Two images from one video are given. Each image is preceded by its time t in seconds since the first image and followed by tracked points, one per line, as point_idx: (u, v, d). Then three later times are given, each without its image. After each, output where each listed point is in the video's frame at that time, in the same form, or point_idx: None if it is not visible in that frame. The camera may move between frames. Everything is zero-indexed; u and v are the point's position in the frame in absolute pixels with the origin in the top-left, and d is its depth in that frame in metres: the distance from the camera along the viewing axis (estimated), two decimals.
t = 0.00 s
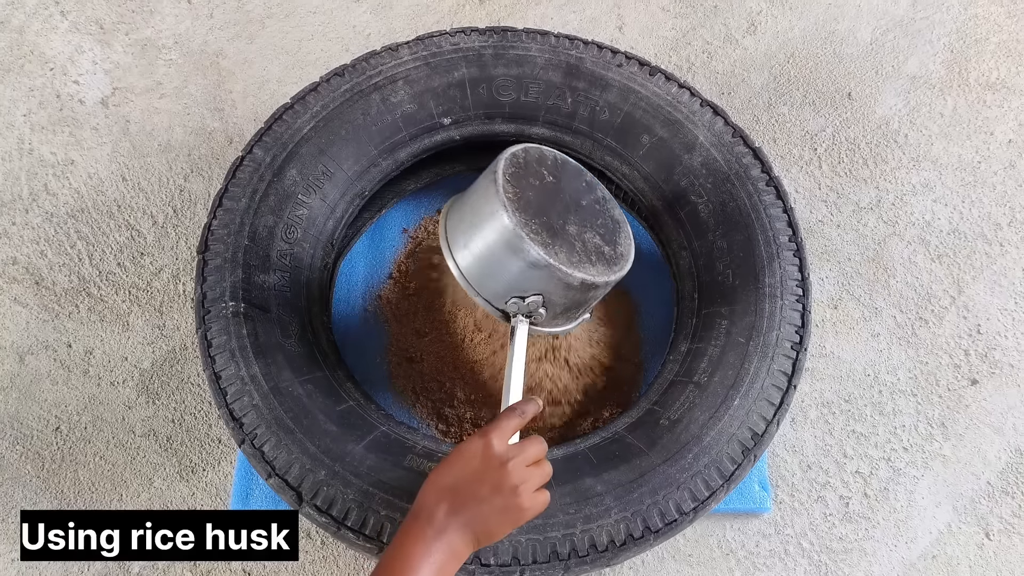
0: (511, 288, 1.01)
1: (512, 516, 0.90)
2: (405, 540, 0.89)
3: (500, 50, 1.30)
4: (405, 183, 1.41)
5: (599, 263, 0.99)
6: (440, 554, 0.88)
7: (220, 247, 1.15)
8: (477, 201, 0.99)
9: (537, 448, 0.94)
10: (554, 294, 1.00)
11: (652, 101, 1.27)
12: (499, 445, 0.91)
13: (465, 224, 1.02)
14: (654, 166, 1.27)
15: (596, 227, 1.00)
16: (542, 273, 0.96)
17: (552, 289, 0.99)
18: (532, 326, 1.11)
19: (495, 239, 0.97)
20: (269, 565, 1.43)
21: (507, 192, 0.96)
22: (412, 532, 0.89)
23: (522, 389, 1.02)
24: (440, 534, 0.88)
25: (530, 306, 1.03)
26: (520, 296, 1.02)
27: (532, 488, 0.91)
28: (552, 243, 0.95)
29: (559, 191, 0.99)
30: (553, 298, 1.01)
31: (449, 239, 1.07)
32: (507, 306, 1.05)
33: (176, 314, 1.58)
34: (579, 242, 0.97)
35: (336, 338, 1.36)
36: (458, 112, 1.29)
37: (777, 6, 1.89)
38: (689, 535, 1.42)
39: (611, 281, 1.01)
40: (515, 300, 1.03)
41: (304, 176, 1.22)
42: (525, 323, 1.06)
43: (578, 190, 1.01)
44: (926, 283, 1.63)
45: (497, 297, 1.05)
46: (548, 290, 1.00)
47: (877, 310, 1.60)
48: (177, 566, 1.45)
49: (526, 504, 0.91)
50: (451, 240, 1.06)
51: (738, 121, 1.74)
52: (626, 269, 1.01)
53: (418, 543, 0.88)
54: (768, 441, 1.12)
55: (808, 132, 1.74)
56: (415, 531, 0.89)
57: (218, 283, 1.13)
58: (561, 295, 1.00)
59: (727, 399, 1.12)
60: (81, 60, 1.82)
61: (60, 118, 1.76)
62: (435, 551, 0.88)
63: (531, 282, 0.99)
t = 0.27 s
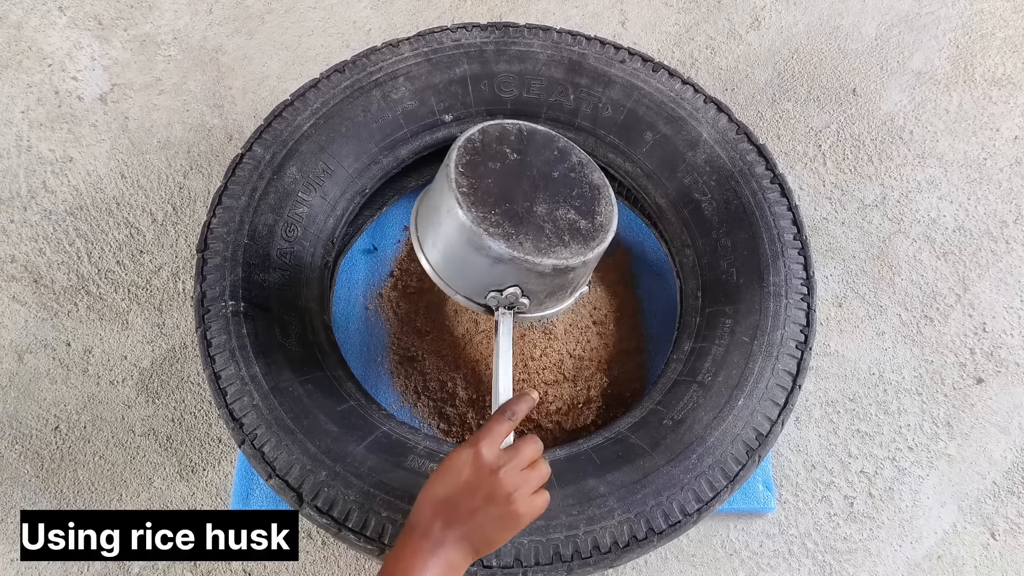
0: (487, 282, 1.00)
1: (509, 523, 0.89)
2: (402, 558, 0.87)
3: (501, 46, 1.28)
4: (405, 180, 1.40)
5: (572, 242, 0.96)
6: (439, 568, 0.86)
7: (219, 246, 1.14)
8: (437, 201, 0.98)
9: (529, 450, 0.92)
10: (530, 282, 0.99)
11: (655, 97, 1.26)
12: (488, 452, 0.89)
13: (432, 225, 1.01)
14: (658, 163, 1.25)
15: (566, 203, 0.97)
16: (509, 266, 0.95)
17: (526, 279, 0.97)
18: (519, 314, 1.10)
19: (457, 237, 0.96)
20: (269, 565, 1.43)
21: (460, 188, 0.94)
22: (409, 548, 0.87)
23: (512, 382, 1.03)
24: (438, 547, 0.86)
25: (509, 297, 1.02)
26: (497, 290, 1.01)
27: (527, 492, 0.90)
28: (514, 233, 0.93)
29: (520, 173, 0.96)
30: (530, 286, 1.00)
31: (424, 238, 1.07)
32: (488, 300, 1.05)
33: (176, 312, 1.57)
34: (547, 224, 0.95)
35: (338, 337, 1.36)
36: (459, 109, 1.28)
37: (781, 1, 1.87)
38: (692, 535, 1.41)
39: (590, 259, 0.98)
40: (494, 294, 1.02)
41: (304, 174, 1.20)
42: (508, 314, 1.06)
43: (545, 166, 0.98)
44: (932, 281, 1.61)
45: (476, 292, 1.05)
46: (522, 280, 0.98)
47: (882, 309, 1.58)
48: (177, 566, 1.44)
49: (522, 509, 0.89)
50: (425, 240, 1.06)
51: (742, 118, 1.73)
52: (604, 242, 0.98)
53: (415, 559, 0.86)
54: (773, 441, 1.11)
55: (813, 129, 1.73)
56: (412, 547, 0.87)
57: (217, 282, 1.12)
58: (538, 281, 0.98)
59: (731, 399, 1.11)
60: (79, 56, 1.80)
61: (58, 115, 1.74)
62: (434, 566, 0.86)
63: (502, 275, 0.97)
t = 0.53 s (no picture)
0: (486, 288, 0.99)
1: (509, 530, 0.87)
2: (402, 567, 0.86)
3: (502, 42, 1.27)
4: (405, 177, 1.39)
5: (571, 246, 0.95)
6: None
7: (217, 244, 1.12)
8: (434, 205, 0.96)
9: (529, 455, 0.91)
10: (530, 288, 0.97)
11: (658, 93, 1.24)
12: (487, 458, 0.88)
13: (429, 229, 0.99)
14: (661, 160, 1.24)
15: (565, 207, 0.96)
16: (510, 272, 0.93)
17: (527, 285, 0.96)
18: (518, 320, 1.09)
19: (457, 242, 0.94)
20: (269, 565, 1.42)
21: (460, 192, 0.92)
22: (408, 558, 0.86)
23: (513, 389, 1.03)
24: (436, 556, 0.85)
25: (508, 303, 1.00)
26: (496, 295, 1.00)
27: (527, 498, 0.89)
28: (514, 237, 0.92)
29: (519, 177, 0.95)
30: (530, 292, 0.98)
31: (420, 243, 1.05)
32: (486, 306, 1.03)
33: (174, 311, 1.56)
34: (547, 228, 0.94)
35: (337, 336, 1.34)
36: (460, 105, 1.26)
37: None
38: (695, 535, 1.40)
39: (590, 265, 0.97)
40: (492, 300, 1.01)
41: (303, 171, 1.19)
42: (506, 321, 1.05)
43: (543, 169, 0.97)
44: (936, 278, 1.60)
45: (474, 298, 1.03)
46: (521, 286, 0.97)
47: (887, 307, 1.57)
48: (176, 567, 1.43)
49: (522, 516, 0.88)
50: (421, 245, 1.04)
51: (745, 114, 1.71)
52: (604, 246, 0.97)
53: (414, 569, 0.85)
54: (777, 441, 1.10)
55: (816, 125, 1.71)
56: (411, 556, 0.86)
57: (215, 281, 1.11)
58: (537, 287, 0.97)
59: (735, 399, 1.09)
60: (76, 52, 1.78)
61: (55, 111, 1.73)
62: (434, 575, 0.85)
63: (503, 281, 0.96)
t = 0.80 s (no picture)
0: (493, 287, 0.97)
1: (517, 529, 0.87)
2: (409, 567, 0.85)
3: (502, 39, 1.26)
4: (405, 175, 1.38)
5: (580, 246, 0.94)
6: None
7: (215, 243, 1.11)
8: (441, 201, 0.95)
9: (536, 454, 0.90)
10: (538, 287, 0.96)
11: (659, 90, 1.23)
12: (495, 457, 0.87)
13: (435, 226, 0.97)
14: (662, 157, 1.23)
15: (573, 206, 0.95)
16: (520, 269, 0.92)
17: (536, 283, 0.95)
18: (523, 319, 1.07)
19: (466, 238, 0.92)
20: (269, 566, 1.41)
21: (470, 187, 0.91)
22: (415, 559, 0.85)
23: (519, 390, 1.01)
24: (444, 557, 0.84)
25: (515, 302, 0.99)
26: (503, 294, 0.98)
27: (535, 497, 0.88)
28: (524, 235, 0.91)
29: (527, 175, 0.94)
30: (537, 291, 0.97)
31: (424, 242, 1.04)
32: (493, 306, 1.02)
33: (172, 310, 1.55)
34: (556, 227, 0.93)
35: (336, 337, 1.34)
36: (459, 103, 1.25)
37: None
38: (697, 535, 1.40)
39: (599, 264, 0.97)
40: (499, 300, 0.99)
41: (302, 170, 1.18)
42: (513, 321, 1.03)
43: (551, 168, 0.96)
44: (939, 276, 1.59)
45: (480, 297, 1.01)
46: (530, 284, 0.96)
47: (889, 305, 1.56)
48: (175, 567, 1.42)
49: (530, 515, 0.87)
50: (426, 243, 1.02)
51: (746, 111, 1.70)
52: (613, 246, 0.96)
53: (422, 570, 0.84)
54: (780, 441, 1.09)
55: (818, 122, 1.70)
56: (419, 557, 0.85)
57: (213, 281, 1.09)
58: (545, 286, 0.96)
59: (738, 399, 1.08)
60: (73, 50, 1.77)
61: (52, 109, 1.71)
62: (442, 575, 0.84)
63: (511, 279, 0.95)
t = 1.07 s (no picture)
0: (498, 283, 0.97)
1: (521, 533, 0.86)
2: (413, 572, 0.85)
3: (502, 36, 1.25)
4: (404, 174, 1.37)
5: (586, 240, 0.93)
6: None
7: (214, 243, 1.10)
8: (443, 197, 0.94)
9: (540, 456, 0.89)
10: (543, 283, 0.96)
11: (659, 88, 1.22)
12: (498, 461, 0.87)
13: (437, 223, 0.97)
14: (663, 156, 1.22)
15: (578, 199, 0.94)
16: (522, 266, 0.92)
17: (539, 280, 0.94)
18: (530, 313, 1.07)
19: (467, 234, 0.92)
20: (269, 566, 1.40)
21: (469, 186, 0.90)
22: (419, 564, 0.85)
23: (525, 383, 1.00)
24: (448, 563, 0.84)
25: (520, 297, 0.99)
26: (508, 290, 0.98)
27: (539, 500, 0.87)
28: (526, 232, 0.90)
29: (531, 169, 0.93)
30: (542, 286, 0.97)
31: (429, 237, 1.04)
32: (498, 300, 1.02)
33: (170, 310, 1.54)
34: (560, 221, 0.92)
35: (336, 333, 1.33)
36: (459, 101, 1.24)
37: None
38: (699, 535, 1.39)
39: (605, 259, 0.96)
40: (504, 295, 0.99)
41: (300, 168, 1.17)
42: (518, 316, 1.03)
43: (556, 158, 0.95)
44: (940, 274, 1.59)
45: (485, 292, 1.02)
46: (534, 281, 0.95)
47: (890, 303, 1.56)
48: (174, 568, 1.41)
49: (534, 519, 0.87)
50: (430, 239, 1.03)
51: (746, 109, 1.69)
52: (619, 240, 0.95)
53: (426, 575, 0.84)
54: (782, 440, 1.08)
55: (818, 120, 1.69)
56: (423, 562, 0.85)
57: (212, 280, 1.09)
58: (550, 282, 0.96)
59: (739, 398, 1.08)
60: (69, 48, 1.76)
61: (49, 108, 1.70)
62: None
63: (514, 275, 0.94)
